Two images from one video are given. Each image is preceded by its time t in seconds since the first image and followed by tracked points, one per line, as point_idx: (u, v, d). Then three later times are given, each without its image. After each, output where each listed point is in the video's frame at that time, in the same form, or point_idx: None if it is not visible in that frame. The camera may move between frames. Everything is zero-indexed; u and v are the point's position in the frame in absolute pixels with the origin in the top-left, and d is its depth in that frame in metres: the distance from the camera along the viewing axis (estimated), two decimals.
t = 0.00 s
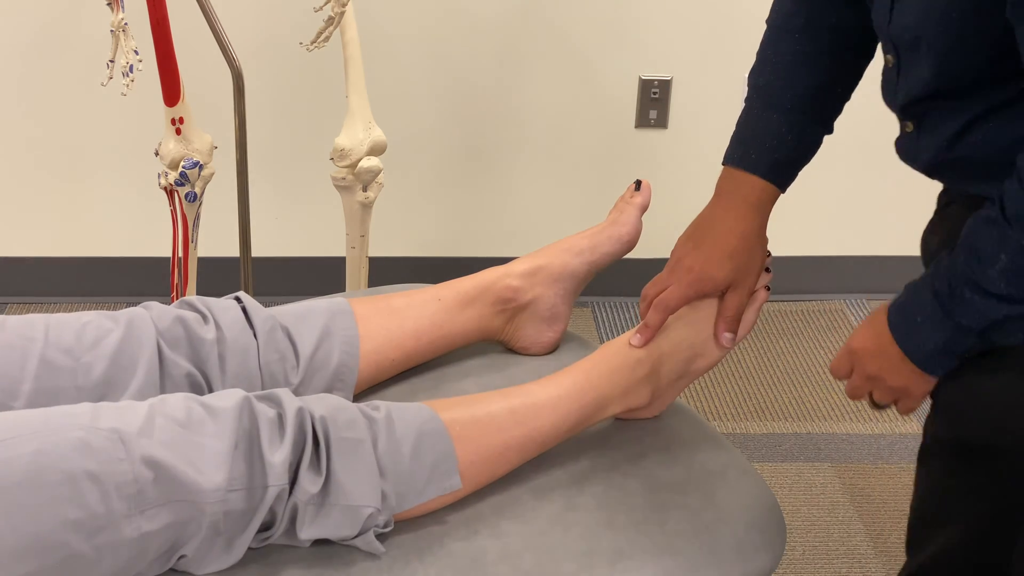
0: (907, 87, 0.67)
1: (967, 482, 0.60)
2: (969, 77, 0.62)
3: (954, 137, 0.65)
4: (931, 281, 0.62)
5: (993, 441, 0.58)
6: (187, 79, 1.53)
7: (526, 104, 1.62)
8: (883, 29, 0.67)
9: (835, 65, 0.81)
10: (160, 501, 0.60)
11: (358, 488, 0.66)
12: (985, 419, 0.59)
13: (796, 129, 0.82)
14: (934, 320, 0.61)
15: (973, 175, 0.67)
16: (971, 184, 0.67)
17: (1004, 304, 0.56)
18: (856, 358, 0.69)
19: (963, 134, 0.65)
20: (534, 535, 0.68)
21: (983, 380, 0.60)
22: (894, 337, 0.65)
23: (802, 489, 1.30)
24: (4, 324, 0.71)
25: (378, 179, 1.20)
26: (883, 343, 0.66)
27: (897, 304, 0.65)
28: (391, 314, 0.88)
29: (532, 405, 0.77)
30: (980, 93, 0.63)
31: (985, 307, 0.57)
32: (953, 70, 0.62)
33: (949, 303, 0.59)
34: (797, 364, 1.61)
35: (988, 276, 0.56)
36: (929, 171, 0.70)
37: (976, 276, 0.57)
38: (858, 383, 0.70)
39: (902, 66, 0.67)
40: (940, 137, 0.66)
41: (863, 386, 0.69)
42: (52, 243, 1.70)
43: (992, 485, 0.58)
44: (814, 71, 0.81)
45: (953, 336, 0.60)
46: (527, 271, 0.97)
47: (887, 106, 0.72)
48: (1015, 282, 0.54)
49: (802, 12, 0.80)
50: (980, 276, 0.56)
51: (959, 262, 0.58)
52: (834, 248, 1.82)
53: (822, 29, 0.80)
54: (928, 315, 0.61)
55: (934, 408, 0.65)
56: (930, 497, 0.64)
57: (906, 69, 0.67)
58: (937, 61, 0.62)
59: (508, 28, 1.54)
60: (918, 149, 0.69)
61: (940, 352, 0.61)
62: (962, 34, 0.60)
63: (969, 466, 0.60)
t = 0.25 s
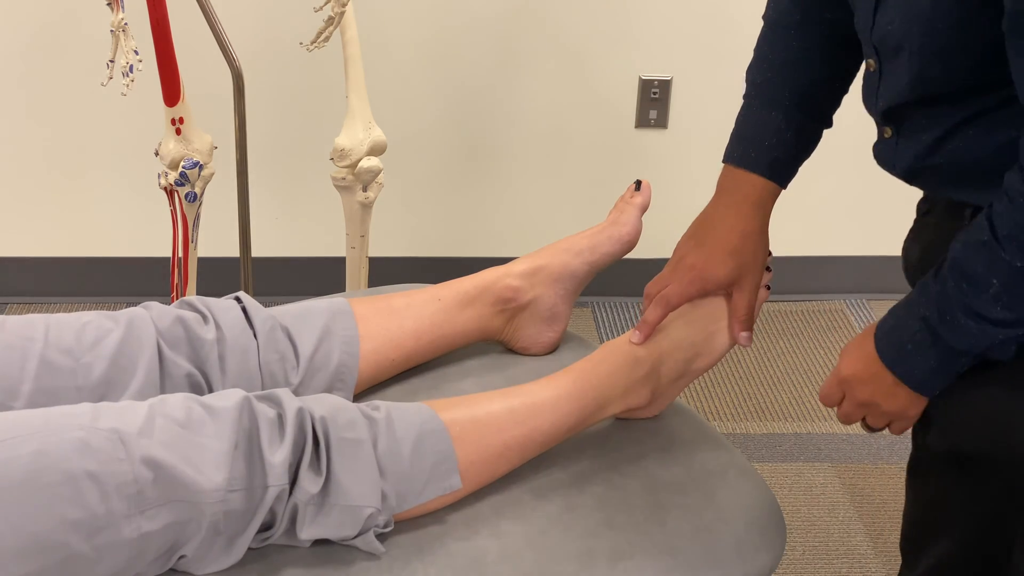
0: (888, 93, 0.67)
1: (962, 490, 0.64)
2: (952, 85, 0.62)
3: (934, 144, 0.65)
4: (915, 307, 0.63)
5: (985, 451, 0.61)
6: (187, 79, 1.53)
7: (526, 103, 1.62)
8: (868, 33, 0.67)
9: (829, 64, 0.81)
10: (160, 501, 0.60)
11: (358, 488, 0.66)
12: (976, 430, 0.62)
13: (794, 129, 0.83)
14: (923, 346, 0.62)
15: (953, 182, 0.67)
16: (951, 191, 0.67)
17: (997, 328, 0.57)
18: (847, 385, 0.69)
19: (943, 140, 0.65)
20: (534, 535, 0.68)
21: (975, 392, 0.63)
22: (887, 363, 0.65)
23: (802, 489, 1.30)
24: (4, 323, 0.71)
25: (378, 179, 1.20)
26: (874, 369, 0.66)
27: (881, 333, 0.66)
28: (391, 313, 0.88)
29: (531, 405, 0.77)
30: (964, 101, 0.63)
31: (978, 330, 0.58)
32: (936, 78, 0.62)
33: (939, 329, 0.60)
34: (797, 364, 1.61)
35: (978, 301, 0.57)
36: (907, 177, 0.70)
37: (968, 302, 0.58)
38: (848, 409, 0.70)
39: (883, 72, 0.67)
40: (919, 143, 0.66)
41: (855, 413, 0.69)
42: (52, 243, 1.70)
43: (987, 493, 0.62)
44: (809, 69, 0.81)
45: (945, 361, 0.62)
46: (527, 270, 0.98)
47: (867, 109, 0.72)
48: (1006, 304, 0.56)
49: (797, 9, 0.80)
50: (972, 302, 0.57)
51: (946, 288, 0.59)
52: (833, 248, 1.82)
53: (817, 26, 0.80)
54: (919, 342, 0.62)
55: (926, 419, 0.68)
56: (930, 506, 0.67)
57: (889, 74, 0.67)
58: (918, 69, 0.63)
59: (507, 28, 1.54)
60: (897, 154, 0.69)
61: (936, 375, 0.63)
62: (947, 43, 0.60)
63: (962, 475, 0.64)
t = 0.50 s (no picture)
0: (891, 97, 0.67)
1: (969, 491, 0.64)
2: (957, 89, 0.62)
3: (935, 147, 0.65)
4: (920, 314, 0.63)
5: (994, 456, 0.61)
6: (187, 79, 1.53)
7: (526, 103, 1.62)
8: (868, 38, 0.67)
9: (830, 64, 0.81)
10: (160, 501, 0.60)
11: (358, 489, 0.66)
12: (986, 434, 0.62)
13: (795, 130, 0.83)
14: (932, 352, 0.62)
15: (954, 184, 0.67)
16: (952, 194, 0.67)
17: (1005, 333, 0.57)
18: (854, 394, 0.69)
19: (945, 142, 0.65)
20: (534, 535, 0.68)
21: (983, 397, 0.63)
22: (896, 372, 0.65)
23: (802, 489, 1.30)
24: (4, 324, 0.71)
25: (378, 179, 1.20)
26: (881, 378, 0.66)
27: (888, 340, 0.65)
28: (391, 313, 0.88)
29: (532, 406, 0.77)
30: (965, 103, 0.63)
31: (987, 336, 0.58)
32: (939, 81, 0.62)
33: (948, 334, 0.60)
34: (797, 364, 1.61)
35: (987, 305, 0.57)
36: (907, 180, 0.70)
37: (978, 307, 0.58)
38: (855, 415, 0.70)
39: (887, 75, 0.67)
40: (922, 145, 0.66)
41: (863, 419, 0.70)
42: (52, 243, 1.71)
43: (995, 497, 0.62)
44: (810, 69, 0.81)
45: (953, 366, 0.62)
46: (527, 270, 0.98)
47: (868, 113, 0.72)
48: (1015, 308, 0.56)
49: (797, 9, 0.80)
50: (982, 307, 0.57)
51: (954, 293, 0.59)
52: (834, 248, 1.82)
53: (816, 26, 0.80)
54: (926, 348, 0.62)
55: (933, 423, 0.68)
56: (936, 509, 0.68)
57: (891, 79, 0.67)
58: (925, 74, 0.63)
59: (508, 29, 1.54)
60: (898, 156, 0.70)
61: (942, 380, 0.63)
62: (951, 46, 0.60)
63: (969, 475, 0.64)
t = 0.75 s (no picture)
0: (897, 95, 0.67)
1: (971, 489, 0.64)
2: (961, 89, 0.62)
3: (939, 145, 0.65)
4: (922, 312, 0.63)
5: (997, 452, 0.61)
6: (187, 79, 1.53)
7: (526, 103, 1.62)
8: (872, 37, 0.67)
9: (829, 63, 0.81)
10: (160, 502, 0.60)
11: (358, 489, 0.66)
12: (987, 430, 0.62)
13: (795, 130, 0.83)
14: (935, 351, 0.62)
15: (955, 183, 0.67)
16: (952, 192, 0.67)
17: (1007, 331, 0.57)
18: (855, 391, 0.68)
19: (949, 140, 0.65)
20: (534, 535, 0.68)
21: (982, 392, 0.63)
22: (897, 369, 0.65)
23: (802, 489, 1.30)
24: (4, 324, 0.71)
25: (378, 179, 1.20)
26: (883, 375, 0.66)
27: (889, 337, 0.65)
28: (391, 313, 0.88)
29: (532, 406, 0.77)
30: (969, 102, 0.63)
31: (991, 333, 0.58)
32: (945, 81, 0.62)
33: (950, 332, 0.60)
34: (796, 363, 1.61)
35: (991, 304, 0.57)
36: (909, 178, 0.70)
37: (980, 305, 0.58)
38: (856, 411, 0.69)
39: (892, 75, 0.67)
40: (925, 143, 0.66)
41: (863, 415, 0.69)
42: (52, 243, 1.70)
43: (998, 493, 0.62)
44: (810, 67, 0.81)
45: (955, 364, 0.62)
46: (527, 270, 0.98)
47: (871, 112, 0.72)
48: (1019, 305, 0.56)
49: (798, 7, 0.80)
50: (984, 305, 0.57)
51: (957, 292, 0.59)
52: (833, 248, 1.82)
53: (816, 25, 0.80)
54: (928, 345, 0.62)
55: (936, 420, 0.67)
56: (935, 507, 0.68)
57: (895, 78, 0.67)
58: (933, 74, 0.62)
59: (508, 29, 1.54)
60: (901, 154, 0.70)
61: (944, 377, 0.63)
62: (956, 47, 0.60)
63: (969, 473, 0.64)
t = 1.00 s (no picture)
0: (898, 93, 0.67)
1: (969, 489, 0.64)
2: (962, 88, 0.62)
3: (940, 142, 0.65)
4: (921, 309, 0.63)
5: (993, 451, 0.62)
6: (187, 79, 1.53)
7: (526, 103, 1.62)
8: (872, 35, 0.67)
9: (829, 62, 0.81)
10: (160, 501, 0.60)
11: (358, 488, 0.66)
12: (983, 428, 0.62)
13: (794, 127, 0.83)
14: (932, 348, 0.62)
15: (956, 181, 0.67)
16: (952, 191, 0.67)
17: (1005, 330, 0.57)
18: (853, 390, 0.68)
19: (949, 138, 0.65)
20: (533, 535, 0.68)
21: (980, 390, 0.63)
22: (895, 367, 0.64)
23: (802, 489, 1.30)
24: (4, 324, 0.71)
25: (378, 179, 1.20)
26: (881, 374, 0.66)
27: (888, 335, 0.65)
28: (391, 313, 0.88)
29: (531, 406, 0.77)
30: (970, 100, 0.63)
31: (988, 332, 0.58)
32: (946, 79, 0.62)
33: (947, 330, 0.60)
34: (797, 364, 1.61)
35: (989, 302, 0.57)
36: (910, 176, 0.70)
37: (978, 304, 0.57)
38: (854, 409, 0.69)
39: (892, 72, 0.67)
40: (926, 141, 0.66)
41: (862, 414, 0.69)
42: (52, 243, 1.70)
43: (993, 492, 0.62)
44: (810, 66, 0.81)
45: (952, 362, 0.62)
46: (527, 270, 0.98)
47: (871, 111, 0.72)
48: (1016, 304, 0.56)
49: (797, 6, 0.80)
50: (982, 304, 0.57)
51: (955, 291, 0.59)
52: (834, 248, 1.82)
53: (816, 25, 0.80)
54: (926, 343, 0.62)
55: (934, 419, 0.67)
56: (934, 507, 0.68)
57: (896, 76, 0.67)
58: (935, 73, 0.62)
59: (508, 29, 1.54)
60: (903, 152, 0.70)
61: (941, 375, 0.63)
62: (957, 45, 0.60)
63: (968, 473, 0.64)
